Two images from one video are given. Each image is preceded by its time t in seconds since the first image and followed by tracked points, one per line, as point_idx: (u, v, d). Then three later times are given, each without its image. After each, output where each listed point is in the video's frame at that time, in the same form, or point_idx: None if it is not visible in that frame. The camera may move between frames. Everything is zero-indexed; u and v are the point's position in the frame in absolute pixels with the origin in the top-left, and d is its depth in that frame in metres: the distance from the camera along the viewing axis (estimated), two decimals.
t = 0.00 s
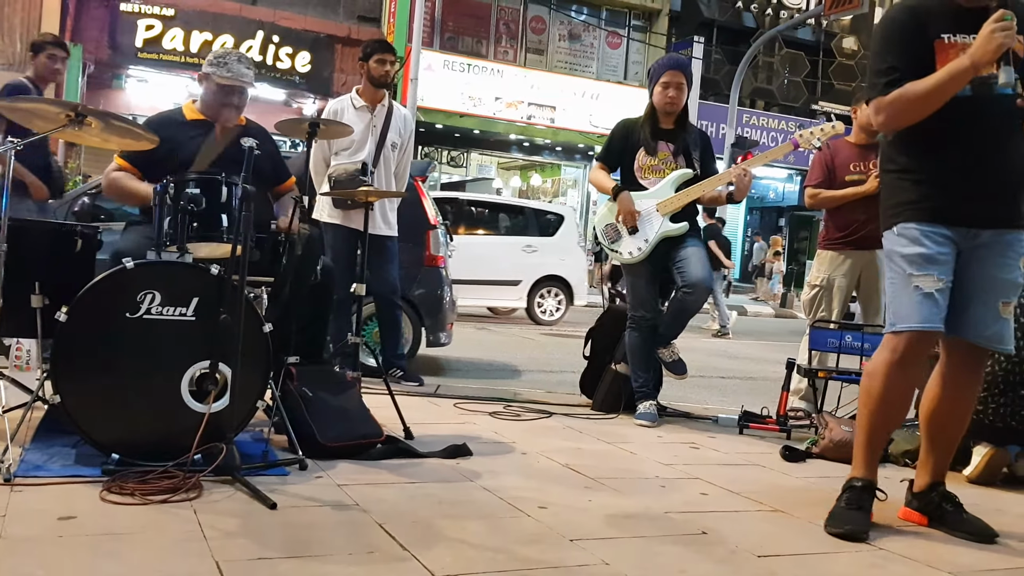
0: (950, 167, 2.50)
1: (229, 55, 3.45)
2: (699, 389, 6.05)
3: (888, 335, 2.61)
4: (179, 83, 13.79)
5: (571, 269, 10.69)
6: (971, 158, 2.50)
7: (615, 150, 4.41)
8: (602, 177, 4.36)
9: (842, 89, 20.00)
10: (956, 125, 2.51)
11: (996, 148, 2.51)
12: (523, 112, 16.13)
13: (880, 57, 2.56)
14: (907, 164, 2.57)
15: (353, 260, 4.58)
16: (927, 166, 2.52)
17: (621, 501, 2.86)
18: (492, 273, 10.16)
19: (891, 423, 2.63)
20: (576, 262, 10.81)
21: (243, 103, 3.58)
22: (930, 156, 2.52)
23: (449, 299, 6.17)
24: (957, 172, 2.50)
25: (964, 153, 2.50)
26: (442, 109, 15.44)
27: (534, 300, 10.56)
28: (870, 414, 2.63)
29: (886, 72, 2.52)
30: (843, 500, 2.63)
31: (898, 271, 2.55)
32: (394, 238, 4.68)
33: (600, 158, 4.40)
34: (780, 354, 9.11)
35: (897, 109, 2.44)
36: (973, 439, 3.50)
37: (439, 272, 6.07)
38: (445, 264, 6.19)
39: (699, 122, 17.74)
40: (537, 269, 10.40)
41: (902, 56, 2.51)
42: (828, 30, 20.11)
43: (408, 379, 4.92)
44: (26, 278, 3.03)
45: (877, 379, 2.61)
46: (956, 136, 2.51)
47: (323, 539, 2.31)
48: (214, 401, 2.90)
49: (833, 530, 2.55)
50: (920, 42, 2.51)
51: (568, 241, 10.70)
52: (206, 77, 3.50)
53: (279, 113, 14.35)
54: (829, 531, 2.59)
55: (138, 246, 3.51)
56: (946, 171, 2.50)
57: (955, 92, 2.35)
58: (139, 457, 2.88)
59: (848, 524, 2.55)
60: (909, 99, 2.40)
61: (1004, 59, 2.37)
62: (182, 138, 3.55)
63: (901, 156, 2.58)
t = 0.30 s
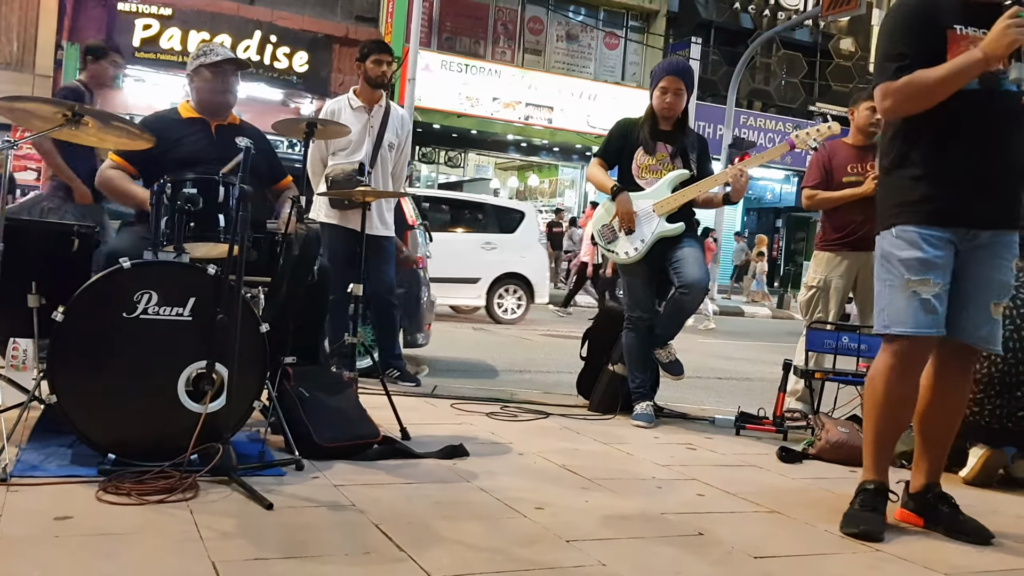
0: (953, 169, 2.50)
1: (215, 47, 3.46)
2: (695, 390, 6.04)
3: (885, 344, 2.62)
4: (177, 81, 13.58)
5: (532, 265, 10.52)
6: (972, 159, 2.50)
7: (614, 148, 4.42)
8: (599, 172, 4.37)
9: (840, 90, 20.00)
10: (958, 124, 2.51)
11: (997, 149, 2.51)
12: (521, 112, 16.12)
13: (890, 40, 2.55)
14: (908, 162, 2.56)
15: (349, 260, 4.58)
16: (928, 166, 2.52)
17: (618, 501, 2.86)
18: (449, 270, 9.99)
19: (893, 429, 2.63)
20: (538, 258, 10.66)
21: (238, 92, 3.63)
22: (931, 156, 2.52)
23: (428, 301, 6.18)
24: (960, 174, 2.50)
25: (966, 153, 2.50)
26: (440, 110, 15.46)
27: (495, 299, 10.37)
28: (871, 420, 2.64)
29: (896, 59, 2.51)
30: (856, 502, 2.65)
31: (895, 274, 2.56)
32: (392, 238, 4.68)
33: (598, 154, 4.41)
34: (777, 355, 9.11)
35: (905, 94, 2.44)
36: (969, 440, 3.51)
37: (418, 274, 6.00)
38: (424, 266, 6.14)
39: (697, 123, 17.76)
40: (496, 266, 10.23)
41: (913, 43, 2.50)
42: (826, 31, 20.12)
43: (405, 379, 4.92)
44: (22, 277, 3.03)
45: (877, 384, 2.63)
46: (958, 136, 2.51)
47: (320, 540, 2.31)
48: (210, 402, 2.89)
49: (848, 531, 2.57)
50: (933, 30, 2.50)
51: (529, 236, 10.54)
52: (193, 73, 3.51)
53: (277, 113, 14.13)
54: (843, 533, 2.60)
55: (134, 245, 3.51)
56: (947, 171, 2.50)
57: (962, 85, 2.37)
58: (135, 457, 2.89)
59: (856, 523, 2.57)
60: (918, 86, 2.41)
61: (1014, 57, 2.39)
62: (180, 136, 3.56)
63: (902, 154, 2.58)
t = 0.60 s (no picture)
0: (956, 171, 2.51)
1: (208, 48, 3.45)
2: (692, 391, 6.05)
3: (885, 343, 2.59)
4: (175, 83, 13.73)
5: (488, 264, 10.38)
6: (972, 161, 2.52)
7: (611, 149, 4.42)
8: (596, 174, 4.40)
9: (838, 91, 20.00)
10: (961, 125, 2.52)
11: (995, 151, 2.54)
12: (518, 113, 16.15)
13: (896, 35, 2.54)
14: (910, 162, 2.56)
15: (347, 261, 4.59)
16: (930, 166, 2.52)
17: (615, 502, 2.86)
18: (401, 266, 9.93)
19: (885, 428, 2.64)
20: (495, 257, 10.49)
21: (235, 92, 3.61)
22: (934, 156, 2.52)
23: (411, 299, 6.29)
24: (962, 175, 2.51)
25: (967, 154, 2.52)
26: (438, 111, 15.48)
27: (452, 297, 10.28)
28: (869, 421, 2.62)
29: (903, 54, 2.50)
30: (839, 500, 2.61)
31: (899, 276, 2.54)
32: (388, 239, 4.69)
33: (596, 155, 4.44)
34: (773, 356, 9.11)
35: (913, 90, 2.44)
36: (965, 441, 3.52)
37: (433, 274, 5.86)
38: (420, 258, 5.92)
39: (694, 124, 17.78)
40: (452, 264, 10.14)
41: (920, 38, 2.50)
42: (824, 32, 20.13)
43: (403, 380, 4.92)
44: (19, 278, 3.03)
45: (870, 386, 2.60)
46: (960, 137, 2.52)
47: (317, 540, 2.31)
48: (207, 401, 2.89)
49: (834, 529, 2.55)
50: (939, 28, 2.51)
51: (485, 235, 10.37)
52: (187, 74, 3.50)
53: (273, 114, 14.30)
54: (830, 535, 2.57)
55: (130, 245, 3.50)
56: (949, 172, 2.51)
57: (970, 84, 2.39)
58: (132, 458, 2.89)
59: (845, 521, 2.55)
60: (927, 81, 2.41)
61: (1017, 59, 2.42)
62: (178, 136, 3.56)
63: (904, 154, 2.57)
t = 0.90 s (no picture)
0: (949, 171, 2.52)
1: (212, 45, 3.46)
2: (690, 392, 6.05)
3: (864, 352, 2.59)
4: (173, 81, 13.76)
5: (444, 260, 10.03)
6: (961, 160, 2.53)
7: (609, 152, 4.44)
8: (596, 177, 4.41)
9: (836, 92, 20.02)
10: (950, 124, 2.52)
11: (980, 149, 2.56)
12: (516, 113, 16.17)
13: (881, 33, 2.53)
14: (899, 161, 2.54)
15: (345, 260, 4.59)
16: (915, 163, 2.51)
17: (612, 502, 2.86)
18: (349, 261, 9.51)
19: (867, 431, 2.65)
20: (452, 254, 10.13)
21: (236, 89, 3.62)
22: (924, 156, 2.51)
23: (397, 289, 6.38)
24: (950, 174, 2.52)
25: (950, 151, 2.52)
26: (436, 110, 15.45)
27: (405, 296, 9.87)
28: (855, 426, 2.62)
29: (890, 51, 2.48)
30: (827, 507, 2.62)
31: (882, 282, 2.52)
32: (386, 238, 4.70)
33: (595, 160, 4.46)
34: (771, 357, 9.11)
35: (902, 87, 2.43)
36: (961, 441, 3.53)
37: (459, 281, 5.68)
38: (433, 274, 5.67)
39: (692, 124, 17.79)
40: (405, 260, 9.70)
41: (908, 35, 2.49)
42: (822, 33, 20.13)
43: (401, 380, 4.89)
44: (16, 278, 3.02)
45: (853, 393, 2.61)
46: (947, 136, 2.52)
47: (315, 540, 2.31)
48: (205, 401, 2.89)
49: (838, 539, 2.53)
50: (929, 24, 2.51)
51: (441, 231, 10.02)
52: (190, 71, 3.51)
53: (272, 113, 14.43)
54: (825, 538, 2.56)
55: (129, 244, 3.50)
56: (939, 171, 2.51)
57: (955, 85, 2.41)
58: (130, 458, 2.88)
59: (845, 531, 2.54)
60: (918, 80, 2.40)
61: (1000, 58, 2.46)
62: (180, 134, 3.55)
63: (893, 153, 2.55)
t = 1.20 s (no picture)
0: (920, 171, 2.53)
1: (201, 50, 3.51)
2: (689, 392, 6.05)
3: (836, 348, 2.60)
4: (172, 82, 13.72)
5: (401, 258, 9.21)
6: (930, 160, 2.54)
7: (608, 153, 4.44)
8: (596, 180, 4.41)
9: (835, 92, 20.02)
10: (921, 124, 2.53)
11: (948, 149, 2.58)
12: (515, 113, 16.17)
13: (862, 25, 2.49)
14: (871, 161, 2.53)
15: (343, 260, 4.59)
16: (886, 163, 2.51)
17: (610, 502, 2.87)
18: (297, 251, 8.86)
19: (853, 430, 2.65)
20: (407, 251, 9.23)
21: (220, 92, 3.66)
22: (896, 156, 2.51)
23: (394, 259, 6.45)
24: (920, 174, 2.53)
25: (919, 153, 2.53)
26: (435, 110, 15.44)
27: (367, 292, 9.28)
28: (839, 425, 2.62)
29: (869, 48, 2.45)
30: (825, 507, 2.62)
31: (855, 280, 2.53)
32: (384, 239, 4.70)
33: (594, 163, 4.46)
34: (770, 357, 9.11)
35: (876, 89, 2.41)
36: (958, 441, 3.54)
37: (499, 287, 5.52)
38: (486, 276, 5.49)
39: (691, 125, 17.81)
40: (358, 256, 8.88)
41: (887, 32, 2.47)
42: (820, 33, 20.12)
43: (399, 380, 4.87)
44: (14, 277, 3.01)
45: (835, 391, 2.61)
46: (918, 136, 2.53)
47: (314, 540, 2.31)
48: (203, 402, 2.89)
49: (834, 538, 2.53)
50: (913, 24, 2.51)
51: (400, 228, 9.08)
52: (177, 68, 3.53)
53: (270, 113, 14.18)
54: (824, 538, 2.56)
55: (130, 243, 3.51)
56: (910, 171, 2.52)
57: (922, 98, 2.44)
58: (128, 457, 2.88)
59: (842, 531, 2.54)
60: (893, 83, 2.40)
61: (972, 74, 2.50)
62: (181, 134, 3.55)
63: (866, 153, 2.53)
